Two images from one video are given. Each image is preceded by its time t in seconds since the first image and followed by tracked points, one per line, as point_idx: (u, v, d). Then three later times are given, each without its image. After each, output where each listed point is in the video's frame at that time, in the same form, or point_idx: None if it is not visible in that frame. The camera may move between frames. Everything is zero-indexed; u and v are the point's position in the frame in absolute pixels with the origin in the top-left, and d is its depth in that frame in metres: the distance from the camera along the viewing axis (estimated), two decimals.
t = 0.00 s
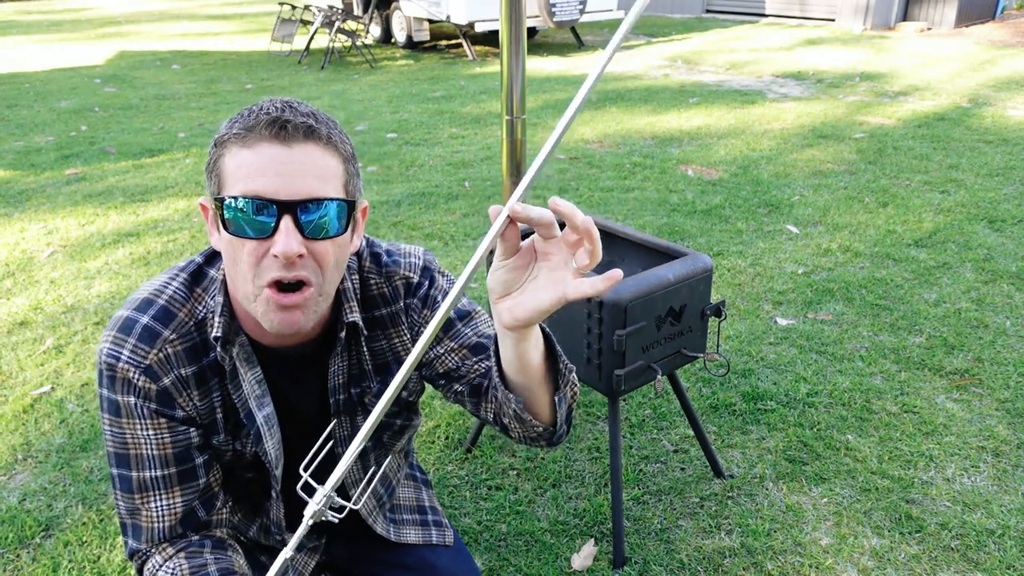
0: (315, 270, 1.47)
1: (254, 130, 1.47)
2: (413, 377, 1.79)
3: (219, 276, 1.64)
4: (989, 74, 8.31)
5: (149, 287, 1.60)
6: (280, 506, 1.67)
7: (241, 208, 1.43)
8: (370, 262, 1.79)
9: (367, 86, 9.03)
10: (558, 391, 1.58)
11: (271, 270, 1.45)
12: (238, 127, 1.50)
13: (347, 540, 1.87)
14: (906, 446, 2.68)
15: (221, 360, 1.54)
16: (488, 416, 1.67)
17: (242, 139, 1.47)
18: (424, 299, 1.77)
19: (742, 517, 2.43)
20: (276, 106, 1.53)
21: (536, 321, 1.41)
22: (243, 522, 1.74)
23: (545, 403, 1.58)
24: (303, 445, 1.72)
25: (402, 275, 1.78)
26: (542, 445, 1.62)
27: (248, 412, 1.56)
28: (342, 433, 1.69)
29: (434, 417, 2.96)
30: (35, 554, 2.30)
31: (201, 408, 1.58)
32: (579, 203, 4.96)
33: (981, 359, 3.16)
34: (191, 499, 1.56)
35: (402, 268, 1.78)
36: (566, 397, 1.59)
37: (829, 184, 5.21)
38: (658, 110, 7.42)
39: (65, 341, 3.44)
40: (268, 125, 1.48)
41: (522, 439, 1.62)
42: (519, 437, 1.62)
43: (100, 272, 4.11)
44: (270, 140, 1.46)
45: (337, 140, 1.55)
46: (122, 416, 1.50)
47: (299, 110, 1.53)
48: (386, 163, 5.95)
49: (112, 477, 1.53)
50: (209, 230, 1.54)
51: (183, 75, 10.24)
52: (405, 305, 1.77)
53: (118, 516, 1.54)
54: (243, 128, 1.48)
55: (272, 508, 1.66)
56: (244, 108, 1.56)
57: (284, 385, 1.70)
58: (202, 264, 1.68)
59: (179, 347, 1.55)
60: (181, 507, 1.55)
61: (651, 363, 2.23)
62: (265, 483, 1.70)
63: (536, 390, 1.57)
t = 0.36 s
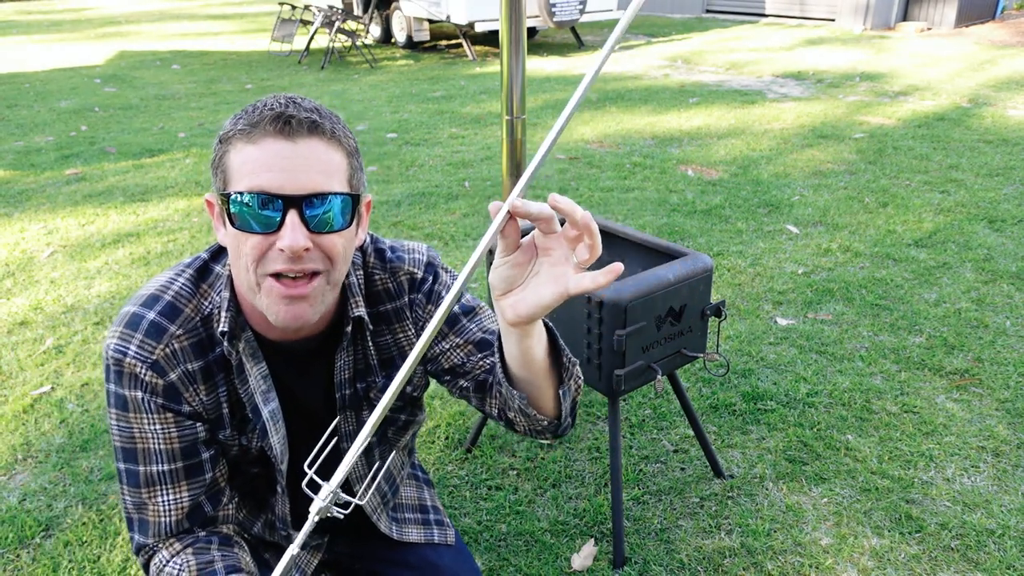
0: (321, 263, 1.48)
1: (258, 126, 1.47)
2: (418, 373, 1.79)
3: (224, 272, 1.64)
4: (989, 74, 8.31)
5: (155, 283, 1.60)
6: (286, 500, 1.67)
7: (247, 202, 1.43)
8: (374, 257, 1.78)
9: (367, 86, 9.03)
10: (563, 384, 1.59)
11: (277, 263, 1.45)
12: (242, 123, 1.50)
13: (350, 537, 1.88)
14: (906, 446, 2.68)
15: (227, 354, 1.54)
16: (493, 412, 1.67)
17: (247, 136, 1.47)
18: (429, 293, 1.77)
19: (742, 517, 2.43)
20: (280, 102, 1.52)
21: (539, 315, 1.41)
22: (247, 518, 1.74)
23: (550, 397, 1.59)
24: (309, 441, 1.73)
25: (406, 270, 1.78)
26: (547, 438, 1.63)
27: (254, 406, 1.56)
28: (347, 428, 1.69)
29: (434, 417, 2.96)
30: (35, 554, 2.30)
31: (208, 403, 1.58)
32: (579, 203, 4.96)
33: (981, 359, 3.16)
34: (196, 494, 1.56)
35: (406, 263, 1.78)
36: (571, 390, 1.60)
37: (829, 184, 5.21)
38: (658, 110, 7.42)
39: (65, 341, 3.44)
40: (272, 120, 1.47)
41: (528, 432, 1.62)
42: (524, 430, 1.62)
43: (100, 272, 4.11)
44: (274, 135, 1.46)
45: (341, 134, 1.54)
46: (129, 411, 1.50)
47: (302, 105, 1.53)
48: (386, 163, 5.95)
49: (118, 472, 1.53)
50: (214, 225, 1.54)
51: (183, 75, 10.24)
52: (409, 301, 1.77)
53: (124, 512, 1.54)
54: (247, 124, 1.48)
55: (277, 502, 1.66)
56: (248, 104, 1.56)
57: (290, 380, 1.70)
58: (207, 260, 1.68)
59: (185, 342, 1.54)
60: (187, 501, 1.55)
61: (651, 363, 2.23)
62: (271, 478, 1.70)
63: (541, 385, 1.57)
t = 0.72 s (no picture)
0: (327, 258, 1.47)
1: (261, 121, 1.47)
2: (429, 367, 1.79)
3: (233, 269, 1.64)
4: (989, 74, 8.31)
5: (163, 280, 1.60)
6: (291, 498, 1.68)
7: (253, 198, 1.43)
8: (382, 252, 1.79)
9: (367, 86, 9.03)
10: (576, 359, 1.58)
11: (284, 260, 1.45)
12: (245, 119, 1.49)
13: (350, 537, 1.89)
14: (906, 446, 2.68)
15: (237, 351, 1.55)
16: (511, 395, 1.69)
17: (250, 132, 1.46)
18: (438, 286, 1.78)
19: (742, 517, 2.43)
20: (282, 98, 1.52)
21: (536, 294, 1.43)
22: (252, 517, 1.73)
23: (560, 372, 1.59)
24: (317, 439, 1.73)
25: (415, 264, 1.78)
26: (561, 417, 1.64)
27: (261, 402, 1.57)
28: (356, 424, 1.69)
29: (434, 417, 2.96)
30: (35, 554, 2.30)
31: (216, 400, 1.58)
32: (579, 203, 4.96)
33: (981, 359, 3.16)
34: (202, 491, 1.55)
35: (414, 257, 1.79)
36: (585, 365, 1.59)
37: (829, 184, 5.21)
38: (658, 110, 7.42)
39: (65, 341, 3.44)
40: (275, 116, 1.47)
41: (544, 411, 1.64)
42: (539, 410, 1.65)
43: (100, 272, 4.10)
44: (278, 131, 1.46)
45: (344, 129, 1.54)
46: (137, 408, 1.50)
47: (305, 101, 1.52)
48: (386, 163, 5.95)
49: (125, 469, 1.52)
50: (222, 221, 1.55)
51: (183, 75, 10.24)
52: (419, 294, 1.77)
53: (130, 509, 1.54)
54: (251, 120, 1.48)
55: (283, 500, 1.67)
56: (250, 101, 1.55)
57: (299, 377, 1.69)
58: (215, 258, 1.68)
59: (194, 340, 1.55)
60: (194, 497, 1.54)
61: (650, 363, 2.23)
62: (276, 476, 1.70)
63: (550, 359, 1.58)
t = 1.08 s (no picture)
0: (342, 256, 1.47)
1: (279, 119, 1.47)
2: (435, 366, 1.79)
3: (242, 267, 1.65)
4: (989, 74, 8.31)
5: (172, 277, 1.60)
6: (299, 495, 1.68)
7: (269, 195, 1.44)
8: (390, 250, 1.78)
9: (367, 86, 9.03)
10: (587, 360, 1.59)
11: (299, 258, 1.45)
12: (262, 117, 1.50)
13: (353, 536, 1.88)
14: (906, 446, 2.68)
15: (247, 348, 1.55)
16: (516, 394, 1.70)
17: (267, 129, 1.46)
18: (445, 285, 1.79)
19: (741, 517, 2.43)
20: (299, 96, 1.52)
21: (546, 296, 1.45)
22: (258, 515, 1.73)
23: (572, 373, 1.61)
24: (323, 435, 1.74)
25: (422, 263, 1.78)
26: (567, 415, 1.66)
27: (271, 400, 1.57)
28: (364, 422, 1.70)
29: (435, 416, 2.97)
30: (35, 554, 2.30)
31: (225, 396, 1.58)
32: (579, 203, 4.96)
33: (981, 359, 3.16)
34: (212, 488, 1.55)
35: (422, 255, 1.78)
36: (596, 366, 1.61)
37: (829, 184, 5.21)
38: (658, 110, 7.42)
39: (65, 342, 3.44)
40: (293, 113, 1.47)
41: (551, 410, 1.66)
42: (545, 408, 1.66)
43: (100, 272, 4.10)
44: (295, 128, 1.46)
45: (360, 127, 1.54)
46: (148, 404, 1.49)
47: (321, 98, 1.53)
48: (386, 163, 5.95)
49: (135, 465, 1.52)
50: (237, 220, 1.55)
51: (183, 75, 10.24)
52: (426, 293, 1.77)
53: (139, 506, 1.53)
54: (268, 117, 1.48)
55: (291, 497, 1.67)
56: (267, 99, 1.55)
57: (307, 374, 1.69)
58: (225, 255, 1.67)
59: (205, 336, 1.55)
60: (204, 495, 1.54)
61: (651, 363, 2.23)
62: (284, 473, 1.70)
63: (562, 360, 1.59)
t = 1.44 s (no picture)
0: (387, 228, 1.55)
1: (305, 106, 1.46)
2: (433, 361, 1.79)
3: (238, 265, 1.64)
4: (989, 74, 8.31)
5: (169, 277, 1.59)
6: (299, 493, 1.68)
7: (330, 180, 1.45)
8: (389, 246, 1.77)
9: (367, 86, 9.03)
10: (587, 372, 1.59)
11: (365, 235, 1.50)
12: (281, 108, 1.46)
13: (355, 535, 1.89)
14: (906, 446, 2.68)
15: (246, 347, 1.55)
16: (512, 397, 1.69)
17: (301, 116, 1.45)
18: (444, 283, 1.78)
19: (742, 517, 2.43)
20: (294, 83, 1.51)
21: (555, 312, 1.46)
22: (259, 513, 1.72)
23: (572, 383, 1.60)
24: (324, 432, 1.74)
25: (422, 259, 1.76)
26: (563, 421, 1.63)
27: (269, 397, 1.58)
28: (361, 416, 1.70)
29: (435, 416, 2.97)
30: (35, 554, 2.30)
31: (224, 394, 1.58)
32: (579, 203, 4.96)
33: (980, 359, 3.16)
34: (211, 486, 1.55)
35: (421, 252, 1.77)
36: (596, 378, 1.60)
37: (829, 184, 5.21)
38: (658, 110, 7.42)
39: (65, 342, 3.44)
40: (315, 98, 1.47)
41: (546, 416, 1.63)
42: (542, 414, 1.64)
43: (100, 272, 4.11)
44: (321, 113, 1.47)
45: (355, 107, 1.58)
46: (145, 403, 1.49)
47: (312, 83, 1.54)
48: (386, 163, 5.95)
49: (133, 464, 1.52)
50: (267, 218, 1.49)
51: (183, 75, 10.24)
52: (425, 289, 1.76)
53: (139, 506, 1.52)
54: (293, 106, 1.46)
55: (291, 495, 1.67)
56: (250, 93, 1.50)
57: (305, 368, 1.69)
58: (220, 254, 1.67)
59: (201, 335, 1.55)
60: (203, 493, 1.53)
61: (651, 363, 2.23)
62: (284, 471, 1.70)
63: (564, 372, 1.58)
